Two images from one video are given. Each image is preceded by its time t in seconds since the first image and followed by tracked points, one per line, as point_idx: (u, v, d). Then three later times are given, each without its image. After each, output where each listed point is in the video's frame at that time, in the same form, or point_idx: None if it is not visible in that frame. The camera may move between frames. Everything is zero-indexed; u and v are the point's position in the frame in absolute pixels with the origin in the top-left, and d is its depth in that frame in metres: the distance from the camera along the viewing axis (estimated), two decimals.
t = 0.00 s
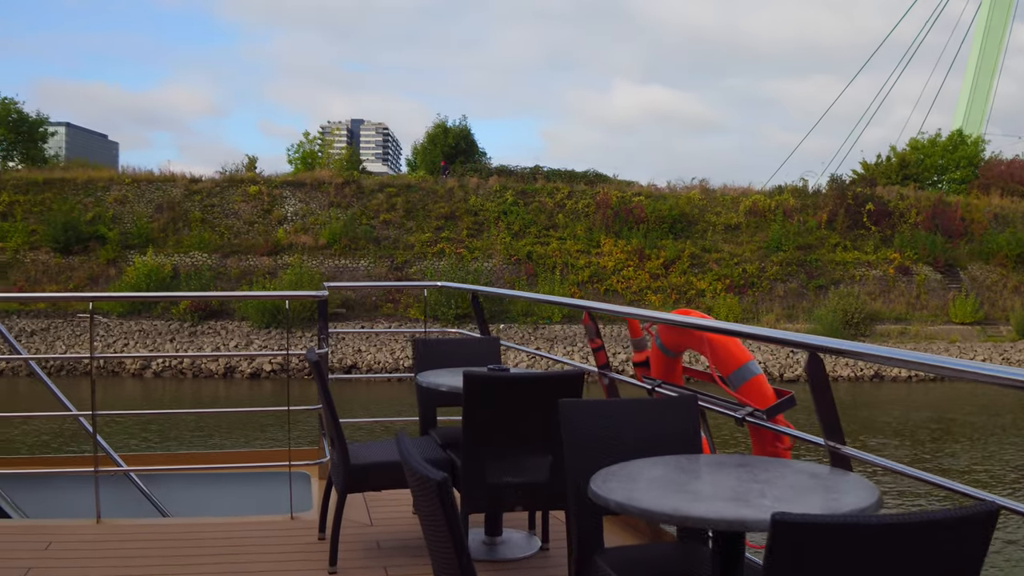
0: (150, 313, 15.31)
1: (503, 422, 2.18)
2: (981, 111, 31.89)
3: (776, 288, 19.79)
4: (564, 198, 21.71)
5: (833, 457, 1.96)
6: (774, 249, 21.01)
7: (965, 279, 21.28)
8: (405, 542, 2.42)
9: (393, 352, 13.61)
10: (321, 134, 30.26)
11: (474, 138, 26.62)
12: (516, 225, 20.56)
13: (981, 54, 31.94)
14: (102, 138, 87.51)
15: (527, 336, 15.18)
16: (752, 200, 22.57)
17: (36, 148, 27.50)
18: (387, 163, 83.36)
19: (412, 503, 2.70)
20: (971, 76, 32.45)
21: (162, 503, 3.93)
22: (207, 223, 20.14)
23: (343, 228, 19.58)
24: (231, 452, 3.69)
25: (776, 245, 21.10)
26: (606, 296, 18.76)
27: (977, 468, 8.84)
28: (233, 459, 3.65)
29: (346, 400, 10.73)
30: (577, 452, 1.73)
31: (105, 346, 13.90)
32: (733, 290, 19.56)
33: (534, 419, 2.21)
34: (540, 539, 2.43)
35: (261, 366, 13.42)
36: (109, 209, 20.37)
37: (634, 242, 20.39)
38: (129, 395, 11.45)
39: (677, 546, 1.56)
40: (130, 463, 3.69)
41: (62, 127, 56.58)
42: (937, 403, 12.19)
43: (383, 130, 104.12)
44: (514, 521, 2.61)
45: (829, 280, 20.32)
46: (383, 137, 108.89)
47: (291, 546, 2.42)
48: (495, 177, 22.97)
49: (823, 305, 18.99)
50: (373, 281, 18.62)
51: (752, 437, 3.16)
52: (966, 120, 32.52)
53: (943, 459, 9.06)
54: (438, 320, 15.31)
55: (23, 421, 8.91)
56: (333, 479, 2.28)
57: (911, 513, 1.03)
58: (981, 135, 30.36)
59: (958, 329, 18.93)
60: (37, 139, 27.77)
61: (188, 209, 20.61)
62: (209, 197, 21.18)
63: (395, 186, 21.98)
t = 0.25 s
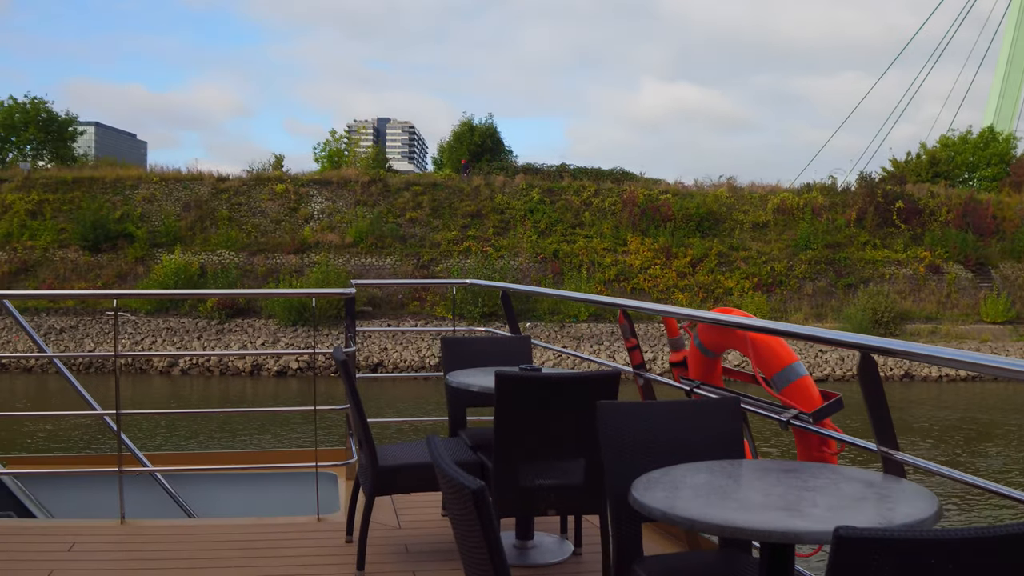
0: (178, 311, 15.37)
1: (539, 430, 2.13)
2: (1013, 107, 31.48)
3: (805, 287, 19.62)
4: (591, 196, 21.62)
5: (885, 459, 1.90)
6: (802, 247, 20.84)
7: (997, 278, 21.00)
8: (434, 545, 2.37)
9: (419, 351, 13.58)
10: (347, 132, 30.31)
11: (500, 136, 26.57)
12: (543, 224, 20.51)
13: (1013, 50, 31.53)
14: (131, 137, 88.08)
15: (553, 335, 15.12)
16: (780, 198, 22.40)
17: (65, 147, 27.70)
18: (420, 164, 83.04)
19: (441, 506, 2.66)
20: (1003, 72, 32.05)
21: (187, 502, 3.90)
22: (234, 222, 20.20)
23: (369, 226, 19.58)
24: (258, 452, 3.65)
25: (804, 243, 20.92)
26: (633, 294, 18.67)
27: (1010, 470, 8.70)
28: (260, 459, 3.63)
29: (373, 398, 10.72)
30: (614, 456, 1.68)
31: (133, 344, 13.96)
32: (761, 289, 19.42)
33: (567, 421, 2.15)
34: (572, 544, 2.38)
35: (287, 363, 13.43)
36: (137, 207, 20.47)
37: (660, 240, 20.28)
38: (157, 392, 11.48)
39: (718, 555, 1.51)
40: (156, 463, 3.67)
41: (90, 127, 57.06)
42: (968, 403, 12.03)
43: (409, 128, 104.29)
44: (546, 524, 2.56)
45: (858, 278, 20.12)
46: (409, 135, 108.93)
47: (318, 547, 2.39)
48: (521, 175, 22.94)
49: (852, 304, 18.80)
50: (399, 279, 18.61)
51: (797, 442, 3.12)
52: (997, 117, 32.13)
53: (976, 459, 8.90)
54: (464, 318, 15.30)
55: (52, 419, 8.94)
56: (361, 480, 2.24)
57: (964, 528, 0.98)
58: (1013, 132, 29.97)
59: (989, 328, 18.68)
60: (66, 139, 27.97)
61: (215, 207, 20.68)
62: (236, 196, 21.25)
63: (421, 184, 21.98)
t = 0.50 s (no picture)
0: (203, 309, 15.40)
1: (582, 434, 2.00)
2: None
3: (832, 286, 19.43)
4: (616, 195, 21.51)
5: (941, 473, 1.82)
6: (829, 246, 20.64)
7: None
8: (463, 553, 2.31)
9: (444, 350, 13.53)
10: (372, 131, 30.33)
11: (525, 135, 26.51)
12: (567, 222, 20.44)
13: None
14: (157, 136, 88.61)
15: (578, 334, 15.05)
16: (806, 197, 22.21)
17: (92, 146, 27.86)
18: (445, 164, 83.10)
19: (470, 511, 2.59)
20: None
21: (212, 505, 3.87)
22: (259, 220, 20.24)
23: (394, 225, 19.56)
24: (282, 454, 3.60)
25: (831, 242, 20.73)
26: (658, 293, 18.55)
27: None
28: (286, 462, 3.59)
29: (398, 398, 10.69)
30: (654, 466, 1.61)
31: (159, 342, 13.99)
32: (788, 288, 19.26)
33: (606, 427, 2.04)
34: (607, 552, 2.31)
35: (312, 362, 13.41)
36: (163, 206, 20.54)
37: (686, 239, 20.15)
38: (182, 391, 11.49)
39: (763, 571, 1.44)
40: (179, 466, 3.63)
41: (118, 130, 57.51)
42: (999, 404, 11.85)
43: (432, 127, 104.41)
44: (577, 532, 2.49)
45: (886, 278, 19.91)
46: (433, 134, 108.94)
47: (343, 553, 2.34)
48: (545, 173, 22.88)
49: (880, 303, 18.59)
50: (423, 278, 18.57)
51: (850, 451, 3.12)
52: None
53: (1010, 461, 8.75)
54: (489, 317, 15.27)
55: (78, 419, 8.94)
56: (389, 486, 2.18)
57: None
58: None
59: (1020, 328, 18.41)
60: (93, 138, 28.13)
61: (240, 206, 20.72)
62: (261, 194, 21.29)
63: (445, 183, 21.97)
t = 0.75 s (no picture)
0: (226, 309, 15.42)
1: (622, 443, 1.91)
2: None
3: (857, 286, 19.25)
4: (639, 194, 21.45)
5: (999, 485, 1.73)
6: (855, 246, 20.47)
7: None
8: (491, 562, 2.25)
9: (466, 349, 13.49)
10: (395, 131, 30.36)
11: (547, 134, 26.45)
12: (590, 222, 20.38)
13: None
14: (182, 137, 89.08)
15: (601, 335, 14.98)
16: (831, 196, 22.04)
17: (116, 147, 28.01)
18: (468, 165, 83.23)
19: (498, 518, 2.54)
20: None
21: (234, 510, 3.85)
22: (282, 220, 20.27)
23: (416, 224, 19.54)
24: (307, 458, 3.56)
25: (857, 242, 20.55)
26: (682, 293, 18.45)
27: None
28: (307, 465, 3.55)
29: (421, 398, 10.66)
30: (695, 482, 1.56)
31: (182, 342, 14.03)
32: (813, 287, 19.11)
33: (652, 435, 1.92)
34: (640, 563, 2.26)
35: (334, 362, 13.40)
36: (186, 206, 20.62)
37: (709, 238, 20.04)
38: (206, 390, 11.52)
39: None
40: (202, 469, 3.59)
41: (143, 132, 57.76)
42: None
43: (453, 126, 104.59)
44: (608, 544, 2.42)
45: (912, 278, 19.69)
46: (455, 135, 108.96)
47: (367, 560, 2.28)
48: (568, 173, 22.81)
49: (906, 303, 18.38)
50: (446, 278, 18.53)
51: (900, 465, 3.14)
52: None
53: None
54: (511, 317, 15.23)
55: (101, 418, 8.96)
56: (416, 493, 2.13)
57: None
58: None
59: None
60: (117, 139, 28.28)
61: (263, 206, 20.75)
62: (284, 194, 21.33)
63: (468, 182, 21.94)
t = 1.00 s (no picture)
0: (247, 308, 15.43)
1: (657, 449, 1.84)
2: None
3: (881, 285, 19.07)
4: (660, 193, 21.35)
5: None
6: (879, 245, 20.26)
7: None
8: (517, 569, 2.19)
9: (487, 348, 13.45)
10: (416, 130, 30.36)
11: (569, 133, 26.38)
12: (611, 221, 20.30)
13: None
14: (205, 136, 89.62)
15: (623, 334, 14.89)
16: (854, 194, 21.86)
17: (139, 146, 28.14)
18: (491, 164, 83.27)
19: (526, 524, 2.49)
20: None
21: (254, 512, 3.82)
22: (303, 219, 20.29)
23: (437, 223, 19.52)
24: (328, 461, 3.52)
25: (880, 240, 20.35)
26: (704, 292, 18.34)
27: None
28: (329, 468, 3.50)
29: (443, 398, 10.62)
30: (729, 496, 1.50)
31: (204, 341, 14.06)
32: (836, 287, 18.97)
33: (687, 440, 1.85)
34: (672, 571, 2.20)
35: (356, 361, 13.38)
36: (208, 205, 20.67)
37: (732, 237, 19.91)
38: (228, 389, 11.52)
39: None
40: (223, 472, 3.55)
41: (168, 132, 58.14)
42: None
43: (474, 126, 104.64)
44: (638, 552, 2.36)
45: (936, 277, 19.44)
46: (476, 134, 108.92)
47: (390, 565, 2.24)
48: (590, 172, 22.74)
49: (930, 303, 18.18)
50: (467, 277, 18.49)
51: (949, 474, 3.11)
52: None
53: None
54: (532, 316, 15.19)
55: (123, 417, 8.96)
56: (442, 499, 2.08)
57: None
58: None
59: None
60: (140, 138, 28.41)
61: (284, 205, 20.78)
62: (305, 193, 21.35)
63: (489, 181, 21.90)
